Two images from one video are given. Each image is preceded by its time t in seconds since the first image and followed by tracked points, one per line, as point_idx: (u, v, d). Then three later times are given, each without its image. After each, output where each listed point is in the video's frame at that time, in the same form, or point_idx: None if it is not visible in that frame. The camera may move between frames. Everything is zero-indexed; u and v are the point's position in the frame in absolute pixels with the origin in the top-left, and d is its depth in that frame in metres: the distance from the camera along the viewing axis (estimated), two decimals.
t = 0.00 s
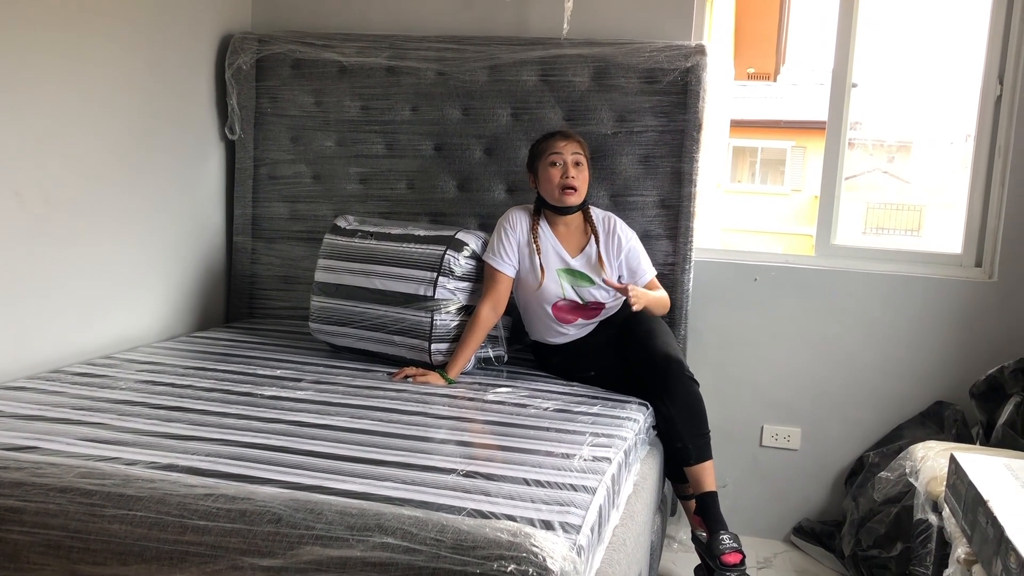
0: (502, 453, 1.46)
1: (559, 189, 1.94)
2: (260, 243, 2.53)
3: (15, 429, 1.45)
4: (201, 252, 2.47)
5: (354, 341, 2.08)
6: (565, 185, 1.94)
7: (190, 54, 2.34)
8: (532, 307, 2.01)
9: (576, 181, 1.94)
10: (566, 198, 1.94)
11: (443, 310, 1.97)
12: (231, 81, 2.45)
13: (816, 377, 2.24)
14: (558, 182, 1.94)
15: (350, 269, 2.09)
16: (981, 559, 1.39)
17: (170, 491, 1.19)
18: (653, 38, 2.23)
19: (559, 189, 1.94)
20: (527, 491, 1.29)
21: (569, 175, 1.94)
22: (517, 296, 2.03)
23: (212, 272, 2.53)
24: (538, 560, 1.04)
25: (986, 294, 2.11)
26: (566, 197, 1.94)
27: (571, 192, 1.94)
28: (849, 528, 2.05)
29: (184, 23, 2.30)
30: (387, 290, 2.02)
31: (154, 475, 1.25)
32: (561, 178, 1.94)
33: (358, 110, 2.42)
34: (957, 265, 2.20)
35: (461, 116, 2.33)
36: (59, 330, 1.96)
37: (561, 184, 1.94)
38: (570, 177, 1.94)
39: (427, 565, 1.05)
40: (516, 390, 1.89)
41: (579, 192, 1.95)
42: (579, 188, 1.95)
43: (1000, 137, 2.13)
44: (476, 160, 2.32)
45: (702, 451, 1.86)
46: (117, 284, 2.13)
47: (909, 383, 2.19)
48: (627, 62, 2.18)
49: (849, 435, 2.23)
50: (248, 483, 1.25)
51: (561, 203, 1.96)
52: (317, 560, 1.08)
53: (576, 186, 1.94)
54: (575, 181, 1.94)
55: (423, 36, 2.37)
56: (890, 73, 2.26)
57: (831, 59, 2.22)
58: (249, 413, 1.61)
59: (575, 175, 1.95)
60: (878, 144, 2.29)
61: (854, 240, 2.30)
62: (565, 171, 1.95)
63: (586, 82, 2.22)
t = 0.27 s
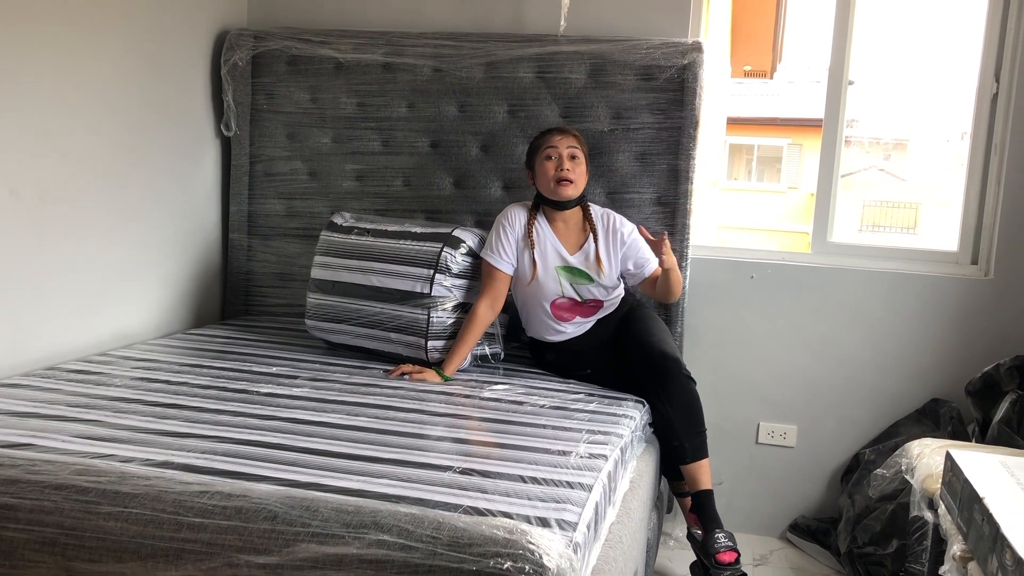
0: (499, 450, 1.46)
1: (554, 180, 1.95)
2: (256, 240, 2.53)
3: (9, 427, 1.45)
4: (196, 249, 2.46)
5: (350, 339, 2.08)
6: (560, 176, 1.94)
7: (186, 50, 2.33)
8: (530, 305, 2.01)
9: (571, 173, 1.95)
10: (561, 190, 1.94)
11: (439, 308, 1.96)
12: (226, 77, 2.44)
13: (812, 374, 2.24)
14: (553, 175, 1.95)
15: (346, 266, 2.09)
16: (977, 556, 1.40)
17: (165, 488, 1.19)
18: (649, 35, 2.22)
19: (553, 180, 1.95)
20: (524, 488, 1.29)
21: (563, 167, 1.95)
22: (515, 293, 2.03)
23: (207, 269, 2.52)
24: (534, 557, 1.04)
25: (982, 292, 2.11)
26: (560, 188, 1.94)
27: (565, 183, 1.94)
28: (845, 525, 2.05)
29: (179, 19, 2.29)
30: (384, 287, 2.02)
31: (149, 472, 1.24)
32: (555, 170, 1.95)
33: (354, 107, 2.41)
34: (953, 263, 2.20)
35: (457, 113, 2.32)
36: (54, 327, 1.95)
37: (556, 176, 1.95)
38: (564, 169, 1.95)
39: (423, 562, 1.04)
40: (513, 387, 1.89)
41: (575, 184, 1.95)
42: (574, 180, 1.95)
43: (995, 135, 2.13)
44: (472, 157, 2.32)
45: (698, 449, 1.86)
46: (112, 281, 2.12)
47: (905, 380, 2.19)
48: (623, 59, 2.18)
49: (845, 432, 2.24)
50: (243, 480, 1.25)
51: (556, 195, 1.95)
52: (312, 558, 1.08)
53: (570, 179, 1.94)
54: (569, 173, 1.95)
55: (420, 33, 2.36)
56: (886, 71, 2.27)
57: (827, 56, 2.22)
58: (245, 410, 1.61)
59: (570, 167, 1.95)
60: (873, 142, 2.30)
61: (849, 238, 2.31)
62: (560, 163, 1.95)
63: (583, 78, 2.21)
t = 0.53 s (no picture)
0: (498, 447, 1.46)
1: (549, 184, 1.94)
2: (256, 237, 2.52)
3: (9, 424, 1.45)
4: (196, 247, 2.46)
5: (350, 336, 2.08)
6: (555, 180, 1.93)
7: (185, 47, 2.33)
8: (527, 302, 2.00)
9: (567, 177, 1.93)
10: (557, 193, 1.93)
11: (439, 305, 1.96)
12: (226, 75, 2.44)
13: (811, 372, 2.24)
14: (549, 178, 1.94)
15: (345, 264, 2.09)
16: (976, 553, 1.40)
17: (165, 486, 1.19)
18: (650, 32, 2.22)
19: (549, 184, 1.93)
20: (524, 486, 1.29)
21: (559, 171, 1.93)
22: (513, 291, 2.03)
23: (207, 266, 2.52)
24: (535, 554, 1.04)
25: (981, 290, 2.11)
26: (556, 192, 1.93)
27: (561, 188, 1.93)
28: (844, 523, 2.06)
29: (179, 17, 2.29)
30: (383, 284, 2.02)
31: (150, 470, 1.24)
32: (551, 173, 1.93)
33: (353, 104, 2.41)
34: (953, 261, 2.20)
35: (458, 111, 2.32)
36: (54, 324, 1.95)
37: (552, 179, 1.93)
38: (560, 173, 1.93)
39: (424, 559, 1.04)
40: (512, 385, 1.89)
41: (571, 187, 1.94)
42: (571, 183, 1.94)
43: (995, 134, 2.13)
44: (472, 154, 2.32)
45: (698, 449, 1.86)
46: (111, 278, 2.12)
47: (904, 378, 2.19)
48: (624, 57, 2.17)
49: (844, 431, 2.24)
50: (243, 477, 1.25)
51: (552, 198, 1.95)
52: (313, 555, 1.07)
53: (567, 182, 1.93)
54: (565, 177, 1.93)
55: (420, 30, 2.36)
56: (886, 69, 2.27)
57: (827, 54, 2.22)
58: (245, 407, 1.61)
59: (566, 171, 1.93)
60: (873, 140, 2.30)
61: (849, 236, 2.31)
62: (556, 166, 1.94)
63: (583, 76, 2.21)
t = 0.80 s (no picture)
0: (497, 449, 1.46)
1: (549, 193, 1.94)
2: (255, 239, 2.53)
3: (9, 424, 1.45)
4: (195, 248, 2.46)
5: (349, 338, 2.08)
6: (554, 189, 1.93)
7: (185, 48, 2.34)
8: (526, 305, 2.01)
9: (566, 186, 1.93)
10: (557, 201, 1.95)
11: (437, 307, 1.97)
12: (225, 77, 2.45)
13: (809, 375, 2.25)
14: (548, 187, 1.94)
15: (345, 266, 2.09)
16: (972, 555, 1.40)
17: (165, 486, 1.19)
18: (649, 35, 2.23)
19: (548, 194, 1.94)
20: (522, 487, 1.30)
21: (558, 180, 1.93)
22: (512, 293, 2.03)
23: (206, 267, 2.53)
24: (533, 555, 1.04)
25: (978, 293, 2.12)
26: (556, 200, 1.94)
27: (560, 197, 1.94)
28: (841, 525, 2.06)
29: (179, 19, 2.29)
30: (382, 286, 2.02)
31: (149, 471, 1.25)
32: (550, 182, 1.94)
33: (353, 106, 2.41)
34: (950, 264, 2.21)
35: (457, 113, 2.33)
36: (53, 325, 1.96)
37: (551, 189, 1.94)
38: (560, 182, 1.93)
39: (422, 561, 1.05)
40: (511, 387, 1.89)
41: (570, 196, 1.94)
42: (570, 192, 1.94)
43: (993, 137, 2.14)
44: (471, 156, 2.32)
45: (695, 451, 1.86)
46: (111, 279, 2.12)
47: (901, 380, 2.20)
48: (623, 59, 2.18)
49: (841, 433, 2.24)
50: (242, 479, 1.25)
51: (551, 205, 1.96)
52: (312, 556, 1.08)
53: (566, 191, 1.93)
54: (565, 186, 1.93)
55: (419, 32, 2.37)
56: (884, 72, 2.28)
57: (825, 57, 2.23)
58: (244, 409, 1.61)
59: (565, 180, 1.94)
60: (871, 143, 2.31)
61: (847, 238, 2.32)
62: (555, 175, 1.94)
63: (582, 79, 2.22)
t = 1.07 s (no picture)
0: (498, 453, 1.46)
1: (556, 193, 1.94)
2: (256, 243, 2.53)
3: (10, 428, 1.45)
4: (197, 252, 2.46)
5: (350, 341, 2.08)
6: (561, 189, 1.94)
7: (186, 52, 2.34)
8: (527, 308, 2.01)
9: (573, 186, 1.95)
10: (563, 202, 1.95)
11: (438, 311, 1.97)
12: (227, 80, 2.45)
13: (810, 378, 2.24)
14: (555, 187, 1.95)
15: (346, 269, 2.09)
16: (975, 560, 1.40)
17: (166, 490, 1.19)
18: (650, 39, 2.23)
19: (555, 193, 1.94)
20: (524, 491, 1.29)
21: (566, 181, 1.94)
22: (513, 297, 2.03)
23: (207, 271, 2.53)
24: (534, 559, 1.04)
25: (980, 296, 2.12)
26: (562, 201, 1.95)
27: (567, 197, 1.94)
28: (843, 529, 2.06)
29: (181, 23, 2.30)
30: (384, 290, 2.02)
31: (150, 474, 1.25)
32: (558, 182, 1.95)
33: (354, 110, 2.42)
34: (951, 267, 2.21)
35: (458, 117, 2.33)
36: (54, 329, 1.96)
37: (559, 188, 1.94)
38: (567, 183, 1.94)
39: (423, 564, 1.05)
40: (512, 391, 1.89)
41: (576, 197, 1.95)
42: (576, 193, 1.95)
43: (995, 140, 2.14)
44: (472, 160, 2.33)
45: (698, 455, 1.87)
46: (112, 283, 2.12)
47: (903, 384, 2.20)
48: (623, 64, 2.18)
49: (843, 437, 2.24)
50: (244, 482, 1.25)
51: (557, 207, 1.96)
52: (313, 559, 1.08)
53: (573, 192, 1.95)
54: (572, 186, 1.94)
55: (420, 36, 2.37)
56: (885, 76, 2.28)
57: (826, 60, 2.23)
58: (245, 412, 1.61)
59: (572, 180, 1.95)
60: (873, 146, 2.30)
61: (849, 242, 2.32)
62: (563, 175, 1.95)
63: (583, 83, 2.22)
